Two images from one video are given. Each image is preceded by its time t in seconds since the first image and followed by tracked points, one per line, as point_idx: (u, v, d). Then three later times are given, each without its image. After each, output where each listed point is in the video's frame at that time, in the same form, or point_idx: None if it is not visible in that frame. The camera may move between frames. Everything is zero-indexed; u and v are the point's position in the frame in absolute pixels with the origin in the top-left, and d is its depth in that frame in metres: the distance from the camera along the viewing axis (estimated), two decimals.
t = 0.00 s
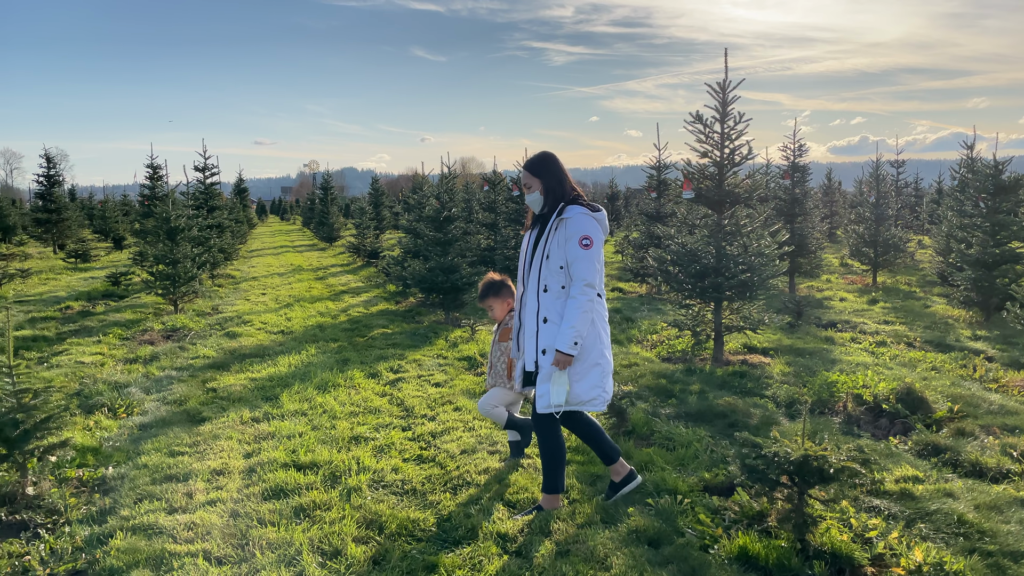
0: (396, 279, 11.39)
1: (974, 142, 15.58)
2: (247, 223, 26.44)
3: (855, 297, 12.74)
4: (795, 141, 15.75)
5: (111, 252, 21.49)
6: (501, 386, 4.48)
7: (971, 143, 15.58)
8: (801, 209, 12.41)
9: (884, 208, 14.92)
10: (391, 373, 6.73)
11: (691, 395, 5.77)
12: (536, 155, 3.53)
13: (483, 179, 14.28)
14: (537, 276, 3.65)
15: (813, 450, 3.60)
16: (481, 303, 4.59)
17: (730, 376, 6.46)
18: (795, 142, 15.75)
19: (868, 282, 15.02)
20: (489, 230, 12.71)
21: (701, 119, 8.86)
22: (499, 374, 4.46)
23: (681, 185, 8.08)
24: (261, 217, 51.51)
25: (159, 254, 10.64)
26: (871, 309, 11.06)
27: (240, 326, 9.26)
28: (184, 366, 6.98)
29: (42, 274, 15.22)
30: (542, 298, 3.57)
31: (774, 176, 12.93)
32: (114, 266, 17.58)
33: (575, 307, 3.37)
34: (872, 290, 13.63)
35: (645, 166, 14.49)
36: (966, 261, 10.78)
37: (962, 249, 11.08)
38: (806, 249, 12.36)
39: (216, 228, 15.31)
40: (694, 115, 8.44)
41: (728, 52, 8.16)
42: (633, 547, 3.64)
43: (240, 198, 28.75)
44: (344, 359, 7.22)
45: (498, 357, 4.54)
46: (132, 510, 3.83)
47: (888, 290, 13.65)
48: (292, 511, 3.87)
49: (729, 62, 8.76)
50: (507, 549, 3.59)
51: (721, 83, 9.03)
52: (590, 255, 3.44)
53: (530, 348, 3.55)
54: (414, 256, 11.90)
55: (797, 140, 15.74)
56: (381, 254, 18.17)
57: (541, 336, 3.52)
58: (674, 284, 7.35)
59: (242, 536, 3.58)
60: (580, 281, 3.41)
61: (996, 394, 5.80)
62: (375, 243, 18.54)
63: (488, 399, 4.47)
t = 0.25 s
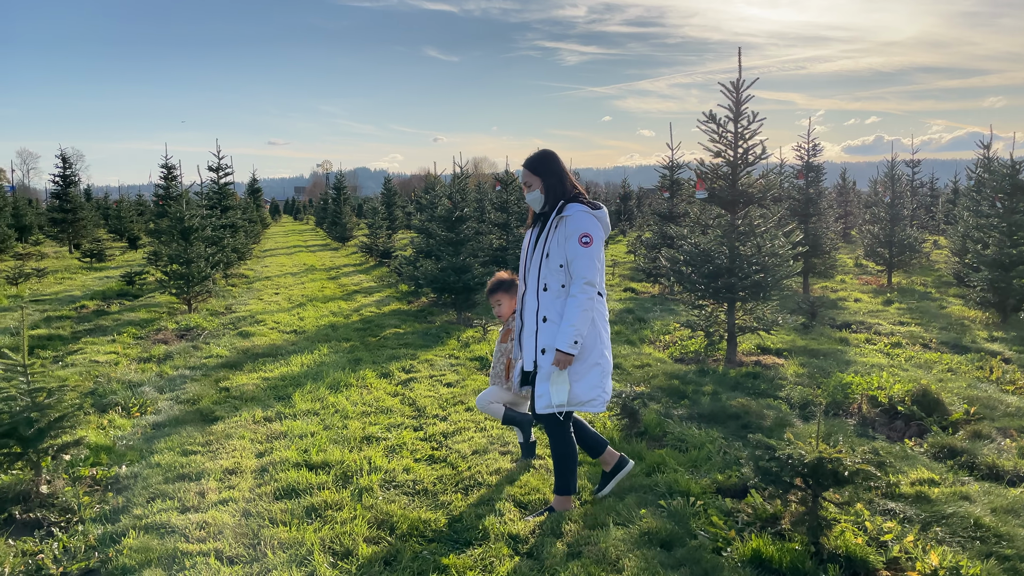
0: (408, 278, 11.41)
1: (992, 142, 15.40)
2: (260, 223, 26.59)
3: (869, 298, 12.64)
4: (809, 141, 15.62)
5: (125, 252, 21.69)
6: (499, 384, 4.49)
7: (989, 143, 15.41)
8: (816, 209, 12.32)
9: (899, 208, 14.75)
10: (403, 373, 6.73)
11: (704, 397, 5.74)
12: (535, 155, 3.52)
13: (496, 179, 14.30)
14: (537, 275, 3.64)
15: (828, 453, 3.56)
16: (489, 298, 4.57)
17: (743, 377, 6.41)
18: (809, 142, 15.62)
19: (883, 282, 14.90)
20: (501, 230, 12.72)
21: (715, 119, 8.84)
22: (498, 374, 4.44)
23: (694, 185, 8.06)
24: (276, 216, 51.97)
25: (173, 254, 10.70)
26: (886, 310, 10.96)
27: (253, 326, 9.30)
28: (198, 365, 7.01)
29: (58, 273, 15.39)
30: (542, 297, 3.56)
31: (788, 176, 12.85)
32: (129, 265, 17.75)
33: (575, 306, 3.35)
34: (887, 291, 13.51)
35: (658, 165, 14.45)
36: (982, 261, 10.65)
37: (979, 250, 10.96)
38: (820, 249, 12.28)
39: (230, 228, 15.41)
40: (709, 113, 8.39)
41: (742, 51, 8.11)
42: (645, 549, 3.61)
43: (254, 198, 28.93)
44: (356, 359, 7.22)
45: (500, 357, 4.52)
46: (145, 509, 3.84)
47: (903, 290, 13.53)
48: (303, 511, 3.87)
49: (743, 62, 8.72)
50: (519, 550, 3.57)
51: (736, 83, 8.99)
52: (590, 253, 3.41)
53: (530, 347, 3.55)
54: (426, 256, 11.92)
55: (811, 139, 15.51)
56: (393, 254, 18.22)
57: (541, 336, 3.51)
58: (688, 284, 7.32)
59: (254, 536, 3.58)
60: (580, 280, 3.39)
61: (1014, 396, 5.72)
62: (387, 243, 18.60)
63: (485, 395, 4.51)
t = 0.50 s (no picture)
0: (420, 279, 11.43)
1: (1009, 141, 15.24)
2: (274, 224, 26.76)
3: (884, 298, 12.54)
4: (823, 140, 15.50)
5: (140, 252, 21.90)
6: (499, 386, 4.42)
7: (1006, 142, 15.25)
8: (830, 209, 12.24)
9: (914, 208, 14.61)
10: (415, 373, 6.74)
11: (717, 398, 5.71)
12: (536, 155, 3.52)
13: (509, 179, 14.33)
14: (538, 275, 3.65)
15: (842, 454, 3.54)
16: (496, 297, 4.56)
17: (756, 378, 6.37)
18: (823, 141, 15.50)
19: (898, 283, 14.78)
20: (513, 230, 12.74)
21: (728, 119, 8.89)
22: (500, 375, 4.39)
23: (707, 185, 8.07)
24: (290, 216, 52.50)
25: (187, 254, 10.78)
26: (901, 311, 10.88)
27: (266, 325, 9.35)
28: (211, 365, 7.05)
29: (74, 272, 15.57)
30: (542, 296, 3.56)
31: (802, 176, 12.78)
32: (145, 264, 17.94)
33: (574, 306, 3.33)
34: (902, 292, 13.40)
35: (671, 166, 14.43)
36: (998, 262, 10.53)
37: (995, 250, 10.85)
38: (834, 249, 12.20)
39: (243, 228, 15.52)
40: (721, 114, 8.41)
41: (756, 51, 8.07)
42: (657, 551, 3.58)
43: (269, 197, 29.15)
44: (369, 359, 7.23)
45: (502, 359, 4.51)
46: (159, 508, 3.86)
47: (918, 291, 13.41)
48: (315, 510, 3.87)
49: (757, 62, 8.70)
50: (530, 552, 3.55)
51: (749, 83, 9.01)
52: (590, 252, 3.38)
53: (530, 347, 3.55)
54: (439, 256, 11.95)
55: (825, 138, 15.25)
56: (406, 254, 18.27)
57: (541, 335, 3.51)
58: (701, 284, 7.28)
59: (266, 535, 3.59)
60: (579, 279, 3.35)
61: None
62: (400, 243, 18.68)
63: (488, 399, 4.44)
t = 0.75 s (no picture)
0: (432, 278, 11.45)
1: None
2: (286, 224, 26.90)
3: (899, 299, 12.44)
4: (836, 139, 15.37)
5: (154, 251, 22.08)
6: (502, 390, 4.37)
7: None
8: (845, 208, 12.15)
9: (929, 207, 14.46)
10: (426, 373, 6.74)
11: (730, 399, 5.67)
12: (535, 156, 3.50)
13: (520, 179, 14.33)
14: (538, 275, 3.63)
15: (857, 457, 3.50)
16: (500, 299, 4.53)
17: (769, 379, 6.32)
18: (836, 140, 15.38)
19: (913, 283, 14.66)
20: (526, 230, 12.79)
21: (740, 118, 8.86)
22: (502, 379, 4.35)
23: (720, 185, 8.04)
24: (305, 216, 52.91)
25: (201, 254, 10.84)
26: (917, 311, 10.78)
27: (279, 325, 9.39)
28: (224, 364, 7.08)
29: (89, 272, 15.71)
30: (543, 296, 3.55)
31: (816, 175, 12.69)
32: (160, 264, 18.10)
33: (573, 306, 3.31)
34: (917, 292, 13.27)
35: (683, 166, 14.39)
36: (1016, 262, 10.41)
37: (1012, 250, 10.73)
38: (849, 249, 12.10)
39: (257, 228, 15.60)
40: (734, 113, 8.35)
41: (770, 49, 8.01)
42: (669, 553, 3.56)
43: (282, 197, 29.28)
44: (380, 359, 7.24)
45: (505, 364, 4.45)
46: (171, 507, 3.86)
47: (933, 292, 13.28)
48: (326, 510, 3.86)
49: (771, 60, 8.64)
50: (541, 553, 3.53)
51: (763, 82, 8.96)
52: (590, 252, 3.36)
53: (530, 347, 3.53)
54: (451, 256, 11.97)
55: (839, 137, 15.11)
56: (418, 254, 18.31)
57: (541, 335, 3.49)
58: (713, 285, 7.25)
59: (277, 535, 3.59)
60: (579, 279, 3.33)
61: None
62: (412, 244, 18.72)
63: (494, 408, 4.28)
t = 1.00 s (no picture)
0: (444, 278, 11.46)
1: None
2: (299, 224, 27.01)
3: (914, 299, 12.33)
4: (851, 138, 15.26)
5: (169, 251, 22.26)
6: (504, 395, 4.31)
7: None
8: (859, 208, 12.06)
9: (945, 207, 14.33)
10: (438, 373, 6.74)
11: (743, 400, 5.64)
12: (535, 157, 3.48)
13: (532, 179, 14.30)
14: (538, 276, 3.61)
15: (872, 459, 3.45)
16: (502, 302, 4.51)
17: (783, 380, 6.28)
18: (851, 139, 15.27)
19: (929, 284, 14.53)
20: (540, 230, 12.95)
21: (754, 117, 8.82)
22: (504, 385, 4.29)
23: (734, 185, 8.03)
24: (316, 216, 53.16)
25: (215, 254, 10.89)
26: (932, 311, 10.69)
27: (292, 324, 9.42)
28: (237, 364, 7.11)
29: (104, 272, 15.81)
30: (543, 298, 3.52)
31: (830, 174, 12.59)
32: (174, 263, 18.24)
33: (572, 307, 3.30)
34: (933, 292, 13.14)
35: (697, 165, 14.35)
36: None
37: None
38: (864, 249, 12.01)
39: (270, 228, 15.67)
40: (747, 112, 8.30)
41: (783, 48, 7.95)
42: (682, 555, 3.52)
43: (296, 197, 29.39)
44: (392, 359, 7.24)
45: (506, 370, 4.34)
46: (184, 506, 3.87)
47: (949, 292, 13.15)
48: (338, 510, 3.86)
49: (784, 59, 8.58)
50: (553, 554, 3.51)
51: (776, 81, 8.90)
52: (590, 253, 3.35)
53: (530, 348, 3.51)
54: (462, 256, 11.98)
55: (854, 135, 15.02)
56: (430, 254, 18.34)
57: (540, 337, 3.47)
58: (726, 285, 7.23)
59: (289, 535, 3.59)
60: (579, 280, 3.33)
61: None
62: (424, 243, 18.76)
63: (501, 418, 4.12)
